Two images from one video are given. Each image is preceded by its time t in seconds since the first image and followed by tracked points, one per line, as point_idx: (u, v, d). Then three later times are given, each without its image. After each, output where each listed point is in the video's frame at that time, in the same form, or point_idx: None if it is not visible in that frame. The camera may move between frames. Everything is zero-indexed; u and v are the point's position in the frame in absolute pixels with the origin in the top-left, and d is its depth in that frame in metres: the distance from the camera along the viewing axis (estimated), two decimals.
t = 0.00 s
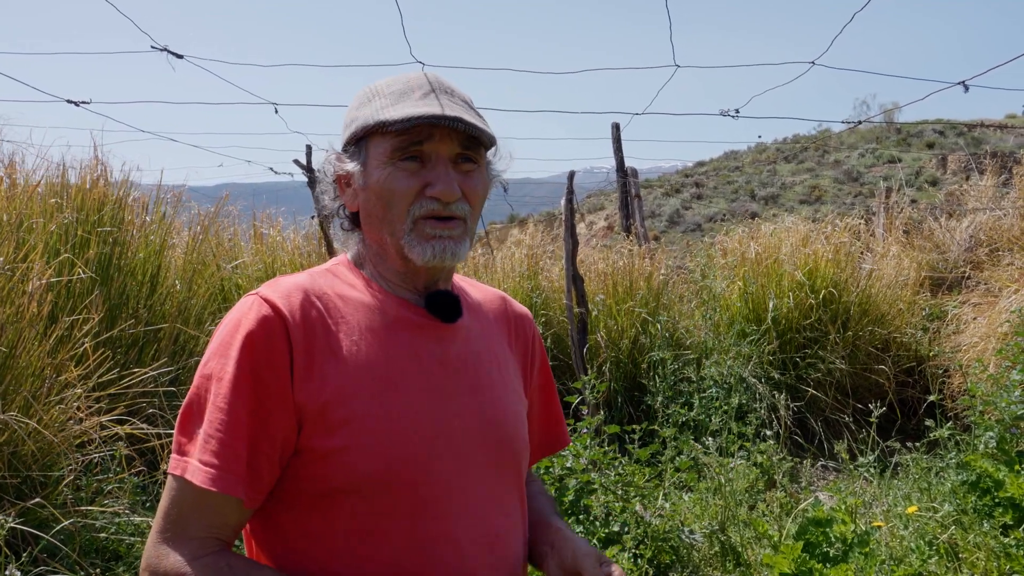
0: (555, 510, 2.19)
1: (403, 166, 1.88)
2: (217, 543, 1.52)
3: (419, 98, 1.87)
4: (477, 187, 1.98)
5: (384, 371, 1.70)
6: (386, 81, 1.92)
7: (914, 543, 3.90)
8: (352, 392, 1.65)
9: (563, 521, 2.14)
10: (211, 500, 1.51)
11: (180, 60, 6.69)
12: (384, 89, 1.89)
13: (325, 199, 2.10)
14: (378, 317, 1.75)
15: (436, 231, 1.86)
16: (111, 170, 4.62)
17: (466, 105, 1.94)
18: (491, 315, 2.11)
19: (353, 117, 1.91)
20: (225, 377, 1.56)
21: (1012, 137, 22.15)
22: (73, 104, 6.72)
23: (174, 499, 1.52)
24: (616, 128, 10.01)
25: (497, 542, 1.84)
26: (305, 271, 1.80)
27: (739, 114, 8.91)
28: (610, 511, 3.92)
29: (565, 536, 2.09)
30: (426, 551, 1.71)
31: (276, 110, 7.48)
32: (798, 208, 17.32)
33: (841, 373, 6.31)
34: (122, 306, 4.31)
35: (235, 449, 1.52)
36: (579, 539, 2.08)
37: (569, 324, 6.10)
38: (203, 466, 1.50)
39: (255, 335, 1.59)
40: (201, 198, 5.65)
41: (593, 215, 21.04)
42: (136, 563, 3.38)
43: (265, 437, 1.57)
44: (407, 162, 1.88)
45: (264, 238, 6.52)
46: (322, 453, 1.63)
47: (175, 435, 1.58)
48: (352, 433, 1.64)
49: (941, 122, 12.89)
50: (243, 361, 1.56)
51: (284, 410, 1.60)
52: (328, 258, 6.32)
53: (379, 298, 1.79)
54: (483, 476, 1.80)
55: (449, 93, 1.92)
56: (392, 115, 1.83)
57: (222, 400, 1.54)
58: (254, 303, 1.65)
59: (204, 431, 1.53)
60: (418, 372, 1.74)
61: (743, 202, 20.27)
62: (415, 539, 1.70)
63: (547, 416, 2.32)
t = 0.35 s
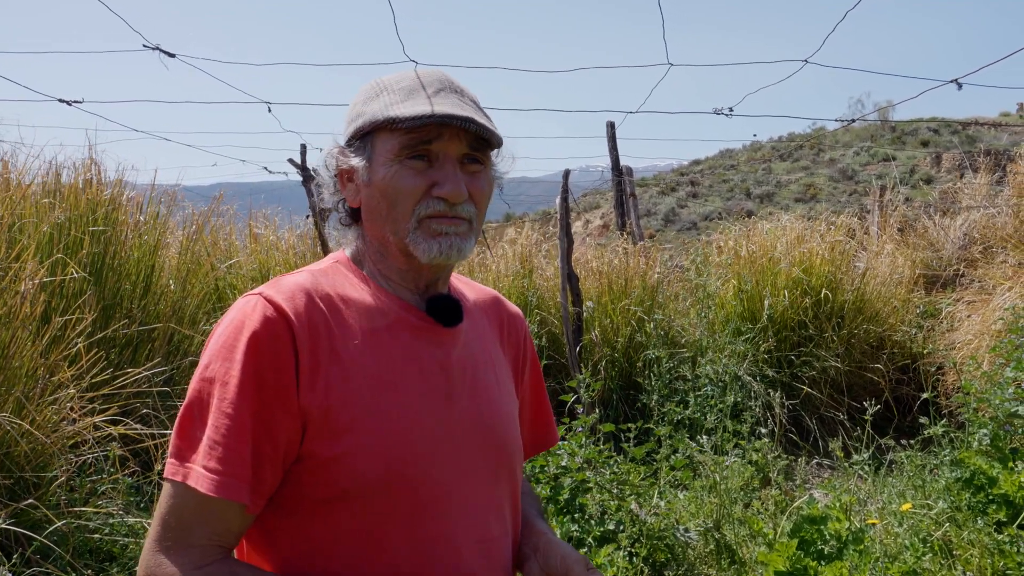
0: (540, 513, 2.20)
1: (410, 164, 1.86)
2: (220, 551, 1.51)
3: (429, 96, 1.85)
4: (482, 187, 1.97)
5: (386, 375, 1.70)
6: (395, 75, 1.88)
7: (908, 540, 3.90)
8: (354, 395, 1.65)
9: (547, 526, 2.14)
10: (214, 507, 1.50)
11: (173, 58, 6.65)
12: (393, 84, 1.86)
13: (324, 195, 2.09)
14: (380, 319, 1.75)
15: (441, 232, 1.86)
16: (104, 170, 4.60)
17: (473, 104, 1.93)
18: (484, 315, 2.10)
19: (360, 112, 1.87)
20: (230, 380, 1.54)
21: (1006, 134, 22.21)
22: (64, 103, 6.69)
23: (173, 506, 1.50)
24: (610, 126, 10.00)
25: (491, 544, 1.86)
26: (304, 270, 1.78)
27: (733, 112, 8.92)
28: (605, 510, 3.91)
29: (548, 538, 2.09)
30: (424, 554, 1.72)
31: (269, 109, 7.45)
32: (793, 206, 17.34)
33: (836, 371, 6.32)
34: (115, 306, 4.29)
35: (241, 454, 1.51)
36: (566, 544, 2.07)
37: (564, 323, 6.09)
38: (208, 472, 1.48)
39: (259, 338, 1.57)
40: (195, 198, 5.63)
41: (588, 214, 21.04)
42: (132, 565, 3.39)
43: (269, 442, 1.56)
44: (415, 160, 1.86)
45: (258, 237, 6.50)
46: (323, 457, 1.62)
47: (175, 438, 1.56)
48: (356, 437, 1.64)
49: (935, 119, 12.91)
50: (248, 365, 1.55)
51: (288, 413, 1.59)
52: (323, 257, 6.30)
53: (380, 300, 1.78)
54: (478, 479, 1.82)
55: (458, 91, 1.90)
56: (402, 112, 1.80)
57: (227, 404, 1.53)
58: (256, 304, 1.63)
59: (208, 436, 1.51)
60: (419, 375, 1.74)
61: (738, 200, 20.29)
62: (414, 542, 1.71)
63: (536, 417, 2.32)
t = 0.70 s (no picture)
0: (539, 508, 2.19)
1: (423, 172, 1.84)
2: (220, 555, 1.51)
3: (446, 105, 1.83)
4: (492, 196, 1.96)
5: (383, 378, 1.69)
6: (409, 79, 1.85)
7: (903, 538, 3.91)
8: (351, 399, 1.64)
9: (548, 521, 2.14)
10: (212, 512, 1.50)
11: (166, 58, 6.63)
12: (408, 89, 1.83)
13: (321, 195, 2.08)
14: (377, 322, 1.74)
15: (451, 242, 1.85)
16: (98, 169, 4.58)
17: (487, 114, 1.92)
18: (482, 316, 2.10)
19: (371, 112, 1.83)
20: (227, 384, 1.53)
21: (1000, 132, 22.26)
22: (58, 103, 6.67)
23: (172, 511, 1.50)
24: (606, 125, 10.00)
25: (487, 547, 1.87)
26: (301, 271, 1.77)
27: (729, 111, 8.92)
28: (601, 508, 3.90)
29: (549, 533, 2.08)
30: (420, 558, 1.72)
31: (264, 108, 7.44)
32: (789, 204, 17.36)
33: (831, 369, 6.32)
34: (110, 306, 4.28)
35: (238, 458, 1.50)
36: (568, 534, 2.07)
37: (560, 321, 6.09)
38: (205, 476, 1.48)
39: (256, 342, 1.57)
40: (190, 198, 5.62)
41: (583, 213, 21.04)
42: (126, 565, 3.38)
43: (266, 445, 1.56)
44: (428, 168, 1.84)
45: (253, 237, 6.49)
46: (320, 460, 1.62)
47: (171, 441, 1.55)
48: (353, 440, 1.63)
49: (928, 118, 12.93)
50: (245, 368, 1.54)
51: (286, 416, 1.58)
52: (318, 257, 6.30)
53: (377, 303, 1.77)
54: (474, 483, 1.82)
55: (473, 101, 1.89)
56: (420, 120, 1.78)
57: (224, 407, 1.52)
58: (253, 305, 1.62)
59: (205, 440, 1.50)
60: (416, 379, 1.74)
61: (734, 199, 20.31)
62: (411, 546, 1.71)
63: (531, 418, 2.32)
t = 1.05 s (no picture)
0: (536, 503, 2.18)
1: (413, 178, 1.83)
2: (214, 557, 1.51)
3: (435, 110, 1.80)
4: (483, 199, 1.95)
5: (376, 379, 1.69)
6: (398, 82, 1.83)
7: (900, 536, 3.91)
8: (344, 400, 1.64)
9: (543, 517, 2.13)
10: (207, 514, 1.50)
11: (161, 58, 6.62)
12: (396, 93, 1.81)
13: (315, 194, 2.07)
14: (370, 323, 1.74)
15: (443, 248, 1.84)
16: (93, 169, 4.57)
17: (478, 116, 1.89)
18: (478, 315, 2.10)
19: (359, 117, 1.82)
20: (220, 387, 1.53)
21: (996, 131, 22.30)
22: (53, 103, 6.67)
23: (166, 514, 1.50)
24: (602, 125, 10.01)
25: (485, 546, 1.86)
26: (294, 273, 1.77)
27: (725, 110, 8.91)
28: (598, 507, 3.90)
29: (544, 528, 2.08)
30: (417, 559, 1.72)
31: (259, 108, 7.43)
32: (785, 204, 17.38)
33: (828, 368, 6.33)
34: (106, 306, 4.28)
35: (230, 461, 1.50)
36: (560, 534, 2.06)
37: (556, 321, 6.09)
38: (197, 479, 1.48)
39: (247, 344, 1.56)
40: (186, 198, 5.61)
41: (580, 212, 21.04)
42: (123, 566, 3.37)
43: (259, 447, 1.56)
44: (419, 174, 1.83)
45: (249, 237, 6.48)
46: (314, 462, 1.62)
47: (165, 444, 1.56)
48: (347, 441, 1.63)
49: (924, 116, 12.94)
50: (236, 371, 1.54)
51: (279, 418, 1.58)
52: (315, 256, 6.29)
53: (370, 304, 1.77)
54: (470, 483, 1.82)
55: (463, 105, 1.86)
56: (406, 129, 1.76)
57: (217, 410, 1.52)
58: (245, 308, 1.62)
59: (197, 443, 1.51)
60: (410, 379, 1.74)
61: (731, 198, 20.33)
62: (407, 547, 1.71)
63: (529, 416, 2.32)
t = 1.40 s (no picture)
0: (534, 498, 2.18)
1: (398, 182, 1.82)
2: (212, 561, 1.51)
3: (419, 113, 1.79)
4: (472, 201, 1.93)
5: (370, 380, 1.69)
6: (385, 82, 1.82)
7: (897, 535, 3.91)
8: (338, 402, 1.64)
9: (543, 510, 2.13)
10: (203, 518, 1.49)
11: (156, 58, 6.61)
12: (381, 95, 1.80)
13: (310, 193, 2.06)
14: (363, 324, 1.73)
15: (428, 252, 1.82)
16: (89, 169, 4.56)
17: (467, 117, 1.87)
18: (473, 314, 2.09)
19: (346, 119, 1.82)
20: (213, 390, 1.53)
21: (993, 130, 22.33)
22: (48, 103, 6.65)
23: (163, 519, 1.50)
24: (600, 124, 10.01)
25: (482, 545, 1.86)
26: (287, 274, 1.76)
27: (721, 110, 8.91)
28: (596, 507, 3.90)
29: (544, 521, 2.07)
30: (414, 558, 1.72)
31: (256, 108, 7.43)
32: (783, 203, 17.39)
33: (825, 367, 6.33)
34: (103, 307, 4.27)
35: (224, 464, 1.50)
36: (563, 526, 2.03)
37: (553, 320, 6.09)
38: (192, 483, 1.48)
39: (240, 348, 1.56)
40: (183, 198, 5.60)
41: (578, 212, 21.03)
42: (120, 567, 3.37)
43: (253, 451, 1.55)
44: (404, 178, 1.81)
45: (246, 237, 6.47)
46: (309, 464, 1.61)
47: (159, 449, 1.55)
48: (342, 443, 1.63)
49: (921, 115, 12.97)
50: (229, 374, 1.53)
51: (273, 421, 1.57)
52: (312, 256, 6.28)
53: (364, 305, 1.76)
54: (467, 482, 1.82)
55: (451, 107, 1.84)
56: (389, 133, 1.76)
57: (210, 414, 1.51)
58: (237, 311, 1.61)
59: (191, 448, 1.50)
60: (404, 380, 1.73)
61: (728, 197, 20.35)
62: (404, 547, 1.70)
63: (524, 413, 2.32)
